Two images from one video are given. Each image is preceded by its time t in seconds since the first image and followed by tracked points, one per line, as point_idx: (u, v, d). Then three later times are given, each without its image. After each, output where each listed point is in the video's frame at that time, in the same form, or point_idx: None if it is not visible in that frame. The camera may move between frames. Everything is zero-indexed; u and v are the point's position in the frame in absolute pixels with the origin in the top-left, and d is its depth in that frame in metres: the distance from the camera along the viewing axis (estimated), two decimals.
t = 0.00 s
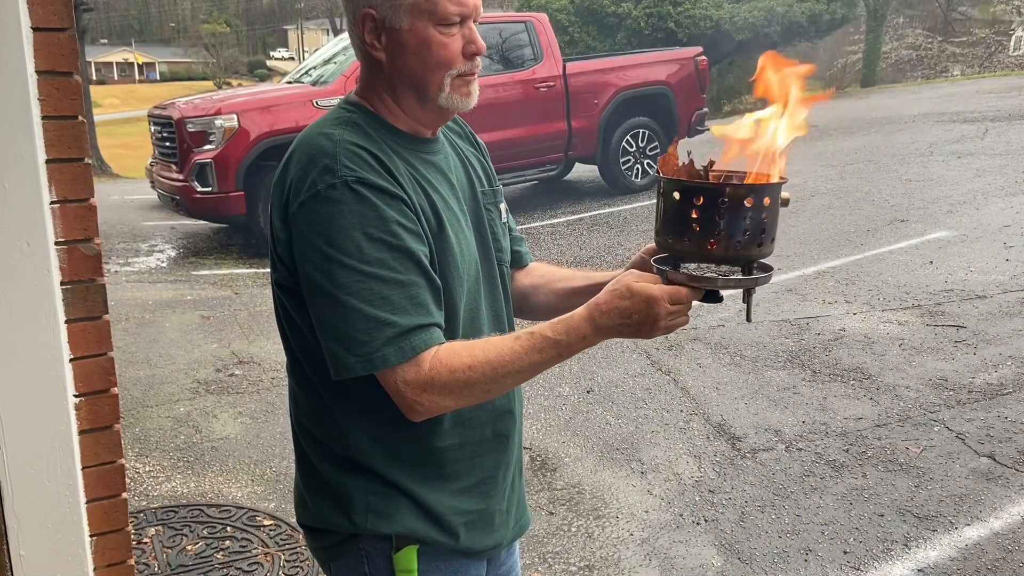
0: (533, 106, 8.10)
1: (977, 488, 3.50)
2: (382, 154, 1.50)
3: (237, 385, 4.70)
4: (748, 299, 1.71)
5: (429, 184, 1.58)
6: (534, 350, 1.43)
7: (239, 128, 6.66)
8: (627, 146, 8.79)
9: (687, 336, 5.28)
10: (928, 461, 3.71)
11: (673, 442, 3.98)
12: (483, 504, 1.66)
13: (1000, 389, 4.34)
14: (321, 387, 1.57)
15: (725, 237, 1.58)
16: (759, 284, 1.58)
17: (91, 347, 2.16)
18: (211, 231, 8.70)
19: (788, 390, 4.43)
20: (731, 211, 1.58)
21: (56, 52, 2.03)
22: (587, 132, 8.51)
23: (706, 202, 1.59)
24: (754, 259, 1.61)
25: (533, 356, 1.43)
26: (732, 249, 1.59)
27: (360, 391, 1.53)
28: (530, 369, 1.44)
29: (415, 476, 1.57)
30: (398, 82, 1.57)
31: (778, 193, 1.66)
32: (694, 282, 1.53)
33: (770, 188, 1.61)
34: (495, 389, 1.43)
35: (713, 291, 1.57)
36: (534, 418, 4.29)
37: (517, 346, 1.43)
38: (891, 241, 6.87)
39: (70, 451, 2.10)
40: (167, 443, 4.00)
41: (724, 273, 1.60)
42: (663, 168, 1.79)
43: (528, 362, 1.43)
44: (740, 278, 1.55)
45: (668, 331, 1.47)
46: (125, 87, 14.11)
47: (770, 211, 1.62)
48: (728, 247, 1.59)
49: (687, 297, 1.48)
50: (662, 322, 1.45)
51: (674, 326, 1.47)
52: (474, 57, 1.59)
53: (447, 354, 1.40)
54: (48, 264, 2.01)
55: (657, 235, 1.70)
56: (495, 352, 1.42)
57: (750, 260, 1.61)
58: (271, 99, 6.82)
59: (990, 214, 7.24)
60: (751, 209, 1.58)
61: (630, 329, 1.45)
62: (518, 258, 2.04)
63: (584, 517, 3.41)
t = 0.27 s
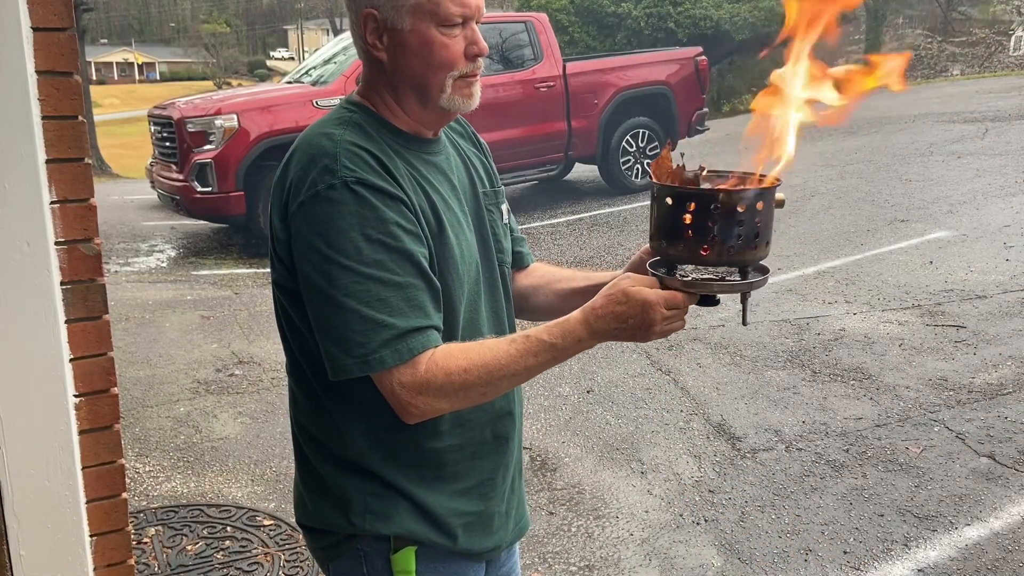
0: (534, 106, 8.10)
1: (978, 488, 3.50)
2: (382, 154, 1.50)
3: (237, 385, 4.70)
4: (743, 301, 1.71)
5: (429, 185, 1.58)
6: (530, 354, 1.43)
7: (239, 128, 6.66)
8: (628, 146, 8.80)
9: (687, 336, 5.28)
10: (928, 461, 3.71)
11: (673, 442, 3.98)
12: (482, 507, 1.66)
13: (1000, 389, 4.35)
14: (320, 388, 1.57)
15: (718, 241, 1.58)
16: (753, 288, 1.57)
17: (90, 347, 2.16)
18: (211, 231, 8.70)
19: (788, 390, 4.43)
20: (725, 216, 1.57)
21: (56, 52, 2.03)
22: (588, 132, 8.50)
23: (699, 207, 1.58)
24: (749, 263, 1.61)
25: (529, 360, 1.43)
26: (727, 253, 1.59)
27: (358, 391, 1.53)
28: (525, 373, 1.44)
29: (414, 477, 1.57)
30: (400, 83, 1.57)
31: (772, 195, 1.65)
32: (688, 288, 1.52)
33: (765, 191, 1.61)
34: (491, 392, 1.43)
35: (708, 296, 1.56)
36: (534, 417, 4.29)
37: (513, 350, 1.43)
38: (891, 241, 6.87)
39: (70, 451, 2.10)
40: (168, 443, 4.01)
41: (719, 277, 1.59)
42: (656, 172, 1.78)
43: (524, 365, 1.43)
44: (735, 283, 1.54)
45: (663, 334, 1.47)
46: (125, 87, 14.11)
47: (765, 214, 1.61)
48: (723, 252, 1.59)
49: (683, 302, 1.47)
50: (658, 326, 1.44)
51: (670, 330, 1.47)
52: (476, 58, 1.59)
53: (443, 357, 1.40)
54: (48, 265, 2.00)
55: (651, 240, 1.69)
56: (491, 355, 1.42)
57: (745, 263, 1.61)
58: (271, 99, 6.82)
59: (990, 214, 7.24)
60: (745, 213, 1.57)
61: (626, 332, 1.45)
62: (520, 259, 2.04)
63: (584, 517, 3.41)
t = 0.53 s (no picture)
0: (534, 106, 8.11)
1: (978, 488, 3.50)
2: (381, 155, 1.50)
3: (237, 385, 4.70)
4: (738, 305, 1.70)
5: (429, 186, 1.58)
6: (523, 355, 1.43)
7: (239, 128, 6.66)
8: (628, 146, 8.81)
9: (687, 336, 5.28)
10: (928, 461, 3.71)
11: (673, 442, 3.98)
12: (481, 507, 1.66)
13: (1000, 389, 4.34)
14: (319, 389, 1.57)
15: (713, 243, 1.57)
16: (750, 291, 1.56)
17: (91, 347, 2.16)
18: (211, 231, 8.70)
19: (788, 390, 4.43)
20: (724, 219, 1.56)
21: (56, 52, 2.03)
22: (588, 132, 8.51)
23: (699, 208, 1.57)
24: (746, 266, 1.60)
25: (521, 361, 1.43)
26: (724, 256, 1.58)
27: (357, 392, 1.53)
28: (517, 374, 1.44)
29: (413, 478, 1.57)
30: (400, 83, 1.57)
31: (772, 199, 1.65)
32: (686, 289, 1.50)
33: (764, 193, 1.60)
34: (486, 394, 1.43)
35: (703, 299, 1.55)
36: (534, 418, 4.29)
37: (507, 351, 1.43)
38: (891, 241, 6.87)
39: (70, 451, 2.10)
40: (168, 443, 4.01)
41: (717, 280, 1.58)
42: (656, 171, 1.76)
43: (518, 367, 1.43)
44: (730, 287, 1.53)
45: (657, 336, 1.47)
46: (125, 87, 14.11)
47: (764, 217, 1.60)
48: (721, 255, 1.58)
49: (677, 304, 1.46)
50: (651, 328, 1.44)
51: (663, 332, 1.47)
52: (477, 60, 1.59)
53: (437, 358, 1.40)
54: (48, 264, 2.00)
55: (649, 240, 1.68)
56: (486, 356, 1.42)
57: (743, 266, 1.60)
58: (271, 99, 6.82)
59: (990, 214, 7.25)
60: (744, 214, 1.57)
61: (618, 335, 1.45)
62: (522, 259, 2.04)
63: (584, 517, 3.41)
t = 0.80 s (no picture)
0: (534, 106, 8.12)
1: (978, 488, 3.50)
2: (379, 154, 1.49)
3: (237, 385, 4.70)
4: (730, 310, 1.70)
5: (427, 186, 1.58)
6: (514, 355, 1.43)
7: (239, 128, 6.66)
8: (627, 146, 8.80)
9: (687, 336, 5.28)
10: (928, 461, 3.71)
11: (673, 442, 3.98)
12: (479, 508, 1.66)
13: (1000, 388, 4.34)
14: (318, 390, 1.57)
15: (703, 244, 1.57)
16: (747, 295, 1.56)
17: (90, 347, 2.16)
18: (212, 231, 8.70)
19: (788, 390, 4.43)
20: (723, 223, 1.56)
21: (56, 53, 2.03)
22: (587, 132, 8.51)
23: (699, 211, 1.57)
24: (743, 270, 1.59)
25: (513, 361, 1.43)
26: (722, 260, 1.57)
27: (355, 392, 1.53)
28: (508, 374, 1.44)
29: (411, 478, 1.57)
30: (399, 83, 1.57)
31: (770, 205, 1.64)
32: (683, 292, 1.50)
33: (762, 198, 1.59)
34: (477, 394, 1.43)
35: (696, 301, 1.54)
36: (534, 417, 4.29)
37: (498, 350, 1.43)
38: (891, 241, 6.87)
39: (70, 451, 2.10)
40: (168, 443, 4.01)
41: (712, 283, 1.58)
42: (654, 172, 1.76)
43: (509, 368, 1.43)
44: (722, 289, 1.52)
45: (647, 336, 1.47)
46: (125, 87, 14.11)
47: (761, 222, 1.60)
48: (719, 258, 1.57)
49: (668, 304, 1.46)
50: (642, 327, 1.44)
51: (655, 331, 1.47)
52: (476, 61, 1.59)
53: (428, 357, 1.40)
54: (48, 265, 2.00)
55: (643, 242, 1.68)
56: (477, 357, 1.42)
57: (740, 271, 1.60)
58: (271, 99, 6.82)
59: (990, 214, 7.25)
60: (744, 220, 1.57)
61: (610, 334, 1.45)
62: (522, 260, 2.04)
63: (584, 517, 3.41)
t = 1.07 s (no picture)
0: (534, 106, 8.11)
1: (978, 488, 3.50)
2: (376, 154, 1.49)
3: (237, 385, 4.70)
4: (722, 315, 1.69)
5: (424, 186, 1.57)
6: (507, 355, 1.43)
7: (239, 128, 6.66)
8: (627, 146, 8.77)
9: (688, 336, 5.28)
10: (928, 461, 3.71)
11: (673, 442, 3.98)
12: (476, 508, 1.66)
13: (1000, 389, 4.34)
14: (315, 390, 1.57)
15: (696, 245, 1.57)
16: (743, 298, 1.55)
17: (90, 347, 2.16)
18: (212, 231, 8.70)
19: (788, 390, 4.43)
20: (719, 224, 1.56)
21: (56, 53, 2.03)
22: (587, 132, 8.49)
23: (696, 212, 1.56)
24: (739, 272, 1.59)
25: (506, 362, 1.43)
26: (717, 261, 1.57)
27: (352, 392, 1.53)
28: (501, 374, 1.43)
29: (407, 479, 1.57)
30: (397, 83, 1.56)
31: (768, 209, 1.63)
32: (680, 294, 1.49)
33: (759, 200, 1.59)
34: (470, 394, 1.43)
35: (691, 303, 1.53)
36: (534, 418, 4.29)
37: (490, 351, 1.43)
38: (891, 241, 6.86)
39: (70, 452, 2.10)
40: (168, 443, 4.01)
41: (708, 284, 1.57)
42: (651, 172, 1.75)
43: (503, 368, 1.43)
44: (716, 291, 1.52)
45: (640, 337, 1.47)
46: (125, 87, 14.12)
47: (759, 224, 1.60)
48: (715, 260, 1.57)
49: (659, 305, 1.47)
50: (634, 327, 1.45)
51: (647, 332, 1.48)
52: (475, 61, 1.59)
53: (422, 357, 1.39)
54: (48, 265, 2.00)
55: (638, 243, 1.68)
56: (470, 357, 1.42)
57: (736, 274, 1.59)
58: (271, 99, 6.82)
59: (990, 214, 7.25)
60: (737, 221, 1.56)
61: (604, 334, 1.45)
62: (522, 260, 2.03)
63: (584, 517, 3.41)
